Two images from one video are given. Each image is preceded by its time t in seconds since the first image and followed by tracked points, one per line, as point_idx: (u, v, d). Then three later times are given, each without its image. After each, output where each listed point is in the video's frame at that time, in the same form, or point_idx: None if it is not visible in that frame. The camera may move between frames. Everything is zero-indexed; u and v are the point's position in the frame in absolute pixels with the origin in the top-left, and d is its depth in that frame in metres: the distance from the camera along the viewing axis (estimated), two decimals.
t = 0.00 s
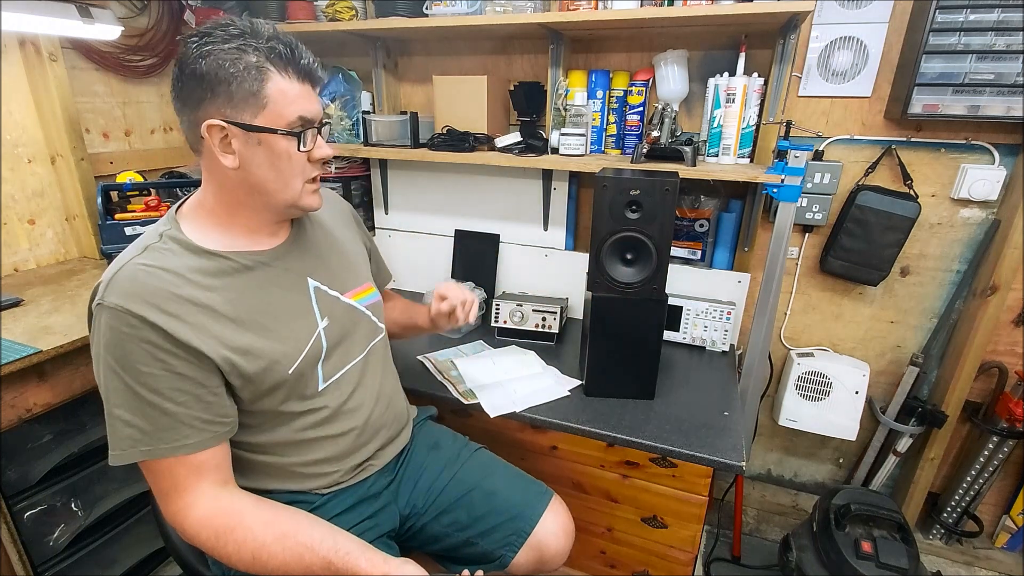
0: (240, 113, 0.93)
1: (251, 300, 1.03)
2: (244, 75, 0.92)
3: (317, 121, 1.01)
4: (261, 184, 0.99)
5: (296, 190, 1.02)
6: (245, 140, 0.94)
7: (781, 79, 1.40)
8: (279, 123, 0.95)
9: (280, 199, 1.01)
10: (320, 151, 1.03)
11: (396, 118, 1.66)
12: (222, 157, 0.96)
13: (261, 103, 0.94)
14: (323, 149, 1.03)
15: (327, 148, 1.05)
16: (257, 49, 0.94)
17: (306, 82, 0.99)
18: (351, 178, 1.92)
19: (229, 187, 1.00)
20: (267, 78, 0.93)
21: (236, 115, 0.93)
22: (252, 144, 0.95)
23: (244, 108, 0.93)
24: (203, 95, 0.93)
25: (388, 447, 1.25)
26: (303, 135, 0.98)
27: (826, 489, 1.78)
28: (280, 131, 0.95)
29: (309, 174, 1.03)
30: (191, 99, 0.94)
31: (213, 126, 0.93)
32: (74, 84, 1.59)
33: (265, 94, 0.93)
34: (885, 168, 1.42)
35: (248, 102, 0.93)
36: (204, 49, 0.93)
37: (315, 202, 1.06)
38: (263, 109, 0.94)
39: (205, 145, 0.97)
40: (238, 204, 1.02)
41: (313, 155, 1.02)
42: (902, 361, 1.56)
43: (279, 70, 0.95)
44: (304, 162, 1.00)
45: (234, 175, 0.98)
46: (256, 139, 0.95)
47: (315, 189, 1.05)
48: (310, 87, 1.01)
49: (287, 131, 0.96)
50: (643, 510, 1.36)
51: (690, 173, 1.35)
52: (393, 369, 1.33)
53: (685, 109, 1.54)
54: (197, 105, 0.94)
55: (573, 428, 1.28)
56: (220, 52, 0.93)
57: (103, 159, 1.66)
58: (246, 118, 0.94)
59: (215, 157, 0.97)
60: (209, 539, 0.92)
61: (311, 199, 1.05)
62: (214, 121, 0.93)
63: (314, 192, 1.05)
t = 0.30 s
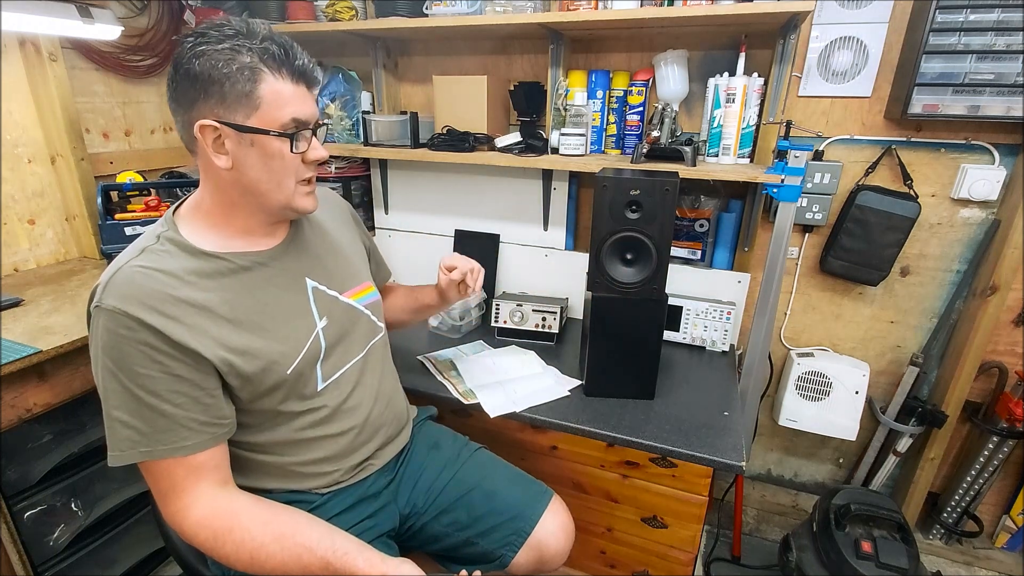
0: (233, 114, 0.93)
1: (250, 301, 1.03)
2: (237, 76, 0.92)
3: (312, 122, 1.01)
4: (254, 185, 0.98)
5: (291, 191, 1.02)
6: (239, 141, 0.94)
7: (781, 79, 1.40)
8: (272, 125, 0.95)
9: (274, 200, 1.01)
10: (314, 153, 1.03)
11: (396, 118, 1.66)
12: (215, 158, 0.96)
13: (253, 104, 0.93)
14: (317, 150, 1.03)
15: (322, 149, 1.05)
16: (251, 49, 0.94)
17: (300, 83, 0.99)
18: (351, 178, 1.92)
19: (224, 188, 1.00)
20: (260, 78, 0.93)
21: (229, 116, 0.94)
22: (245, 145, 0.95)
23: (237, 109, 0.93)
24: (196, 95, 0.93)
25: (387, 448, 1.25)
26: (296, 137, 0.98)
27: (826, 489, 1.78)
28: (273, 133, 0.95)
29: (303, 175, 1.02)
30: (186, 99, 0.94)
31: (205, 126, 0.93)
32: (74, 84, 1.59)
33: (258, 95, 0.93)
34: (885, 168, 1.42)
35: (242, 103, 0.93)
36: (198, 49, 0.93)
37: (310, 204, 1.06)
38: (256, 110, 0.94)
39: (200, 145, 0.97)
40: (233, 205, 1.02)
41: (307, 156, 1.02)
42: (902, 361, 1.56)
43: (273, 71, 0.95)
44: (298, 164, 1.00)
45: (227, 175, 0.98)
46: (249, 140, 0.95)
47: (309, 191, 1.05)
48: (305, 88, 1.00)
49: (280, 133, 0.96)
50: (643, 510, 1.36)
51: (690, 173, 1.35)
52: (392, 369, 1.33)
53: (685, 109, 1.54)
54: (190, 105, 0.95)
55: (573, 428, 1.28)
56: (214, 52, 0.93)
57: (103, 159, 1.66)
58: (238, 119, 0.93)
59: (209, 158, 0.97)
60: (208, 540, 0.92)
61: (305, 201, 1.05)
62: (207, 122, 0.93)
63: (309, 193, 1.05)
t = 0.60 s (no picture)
0: (233, 113, 0.93)
1: (250, 301, 1.03)
2: (238, 75, 0.92)
3: (312, 122, 1.01)
4: (254, 184, 0.98)
5: (291, 191, 1.01)
6: (238, 140, 0.94)
7: (781, 79, 1.40)
8: (271, 124, 0.95)
9: (274, 199, 1.01)
10: (314, 153, 1.03)
11: (396, 118, 1.66)
12: (216, 157, 0.97)
13: (253, 103, 0.93)
14: (318, 151, 1.03)
15: (321, 150, 1.04)
16: (251, 49, 0.94)
17: (301, 83, 0.99)
18: (351, 178, 1.92)
19: (224, 187, 1.00)
20: (260, 78, 0.93)
21: (230, 115, 0.94)
22: (244, 144, 0.95)
23: (237, 108, 0.93)
24: (196, 95, 0.94)
25: (387, 447, 1.26)
26: (296, 136, 0.98)
27: (826, 489, 1.78)
28: (273, 132, 0.95)
29: (303, 175, 1.02)
30: (186, 99, 0.95)
31: (206, 125, 0.93)
32: (74, 84, 1.59)
33: (258, 94, 0.93)
34: (885, 168, 1.42)
35: (241, 102, 0.93)
36: (199, 49, 0.93)
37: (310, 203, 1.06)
38: (256, 109, 0.94)
39: (200, 144, 0.98)
40: (233, 205, 1.02)
41: (308, 156, 1.01)
42: (902, 361, 1.56)
43: (273, 71, 0.95)
44: (298, 163, 1.00)
45: (227, 175, 0.98)
46: (249, 140, 0.94)
47: (309, 191, 1.05)
48: (306, 88, 1.00)
49: (280, 132, 0.96)
50: (643, 510, 1.36)
51: (690, 173, 1.35)
52: (392, 369, 1.33)
53: (685, 109, 1.54)
54: (190, 105, 0.95)
55: (573, 428, 1.28)
56: (214, 52, 0.93)
57: (103, 159, 1.66)
58: (238, 118, 0.93)
59: (209, 157, 0.97)
60: (207, 539, 0.92)
61: (305, 201, 1.04)
62: (207, 121, 0.93)
63: (309, 193, 1.05)
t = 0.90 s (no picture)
0: (231, 112, 0.93)
1: (250, 301, 1.03)
2: (235, 75, 0.92)
3: (311, 123, 1.00)
4: (252, 184, 0.98)
5: (289, 192, 1.01)
6: (235, 139, 0.94)
7: (781, 79, 1.40)
8: (268, 124, 0.95)
9: (272, 200, 1.00)
10: (313, 154, 1.02)
11: (396, 118, 1.66)
12: (214, 156, 0.97)
13: (250, 103, 0.93)
14: (317, 152, 1.02)
15: (320, 151, 1.04)
16: (250, 49, 0.94)
17: (299, 82, 0.98)
18: (351, 178, 1.92)
19: (223, 187, 1.00)
20: (257, 78, 0.93)
21: (227, 115, 0.93)
22: (241, 144, 0.95)
23: (234, 108, 0.93)
24: (195, 94, 0.94)
25: (387, 448, 1.25)
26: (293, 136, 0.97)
27: (826, 489, 1.78)
28: (269, 132, 0.95)
29: (302, 176, 1.01)
30: (186, 99, 0.95)
31: (204, 124, 0.93)
32: (73, 84, 1.58)
33: (255, 94, 0.93)
34: (885, 168, 1.42)
35: (239, 101, 0.93)
36: (199, 48, 0.94)
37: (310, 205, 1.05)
38: (253, 108, 0.93)
39: (199, 144, 0.98)
40: (232, 205, 1.02)
41: (306, 157, 1.01)
42: (903, 361, 1.56)
43: (270, 70, 0.94)
44: (296, 164, 0.99)
45: (226, 174, 0.98)
46: (246, 139, 0.94)
47: (308, 192, 1.04)
48: (304, 88, 0.99)
49: (276, 132, 0.95)
50: (643, 510, 1.36)
51: (690, 173, 1.35)
52: (393, 369, 1.33)
53: (685, 109, 1.54)
54: (190, 104, 0.95)
55: (573, 428, 1.28)
56: (213, 52, 0.93)
57: (103, 159, 1.66)
58: (236, 117, 0.93)
59: (208, 157, 0.97)
60: (208, 539, 0.92)
61: (304, 203, 1.04)
62: (204, 120, 0.93)
63: (308, 195, 1.04)
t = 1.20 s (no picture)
0: (224, 109, 0.93)
1: (249, 300, 1.03)
2: (230, 72, 0.92)
3: (305, 123, 0.98)
4: (243, 182, 0.98)
5: (280, 192, 0.99)
6: (228, 136, 0.94)
7: (781, 79, 1.40)
8: (259, 122, 0.94)
9: (263, 199, 0.99)
10: (307, 155, 1.00)
11: (396, 118, 1.66)
12: (209, 152, 0.97)
13: (242, 100, 0.92)
14: (310, 154, 1.00)
15: (315, 153, 1.02)
16: (247, 48, 0.94)
17: (294, 82, 0.97)
18: (351, 178, 1.92)
19: (220, 185, 1.00)
20: (251, 76, 0.92)
21: (221, 112, 0.93)
22: (233, 141, 0.94)
23: (227, 105, 0.92)
24: (193, 91, 0.94)
25: (387, 447, 1.25)
26: (284, 136, 0.96)
27: (826, 489, 1.78)
28: (259, 130, 0.93)
29: (294, 176, 1.00)
30: (185, 96, 0.96)
31: (198, 120, 0.94)
32: (74, 84, 1.59)
33: (247, 92, 0.92)
34: (885, 168, 1.42)
35: (231, 98, 0.92)
36: (200, 46, 0.94)
37: (303, 207, 1.03)
38: (245, 106, 0.93)
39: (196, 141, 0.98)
40: (230, 203, 1.02)
41: (299, 158, 0.99)
42: (903, 361, 1.56)
43: (263, 68, 0.93)
44: (287, 164, 0.98)
45: (221, 171, 0.98)
46: (237, 137, 0.94)
47: (301, 194, 1.02)
48: (300, 87, 0.98)
49: (266, 130, 0.94)
50: (643, 510, 1.36)
51: (690, 173, 1.35)
52: (393, 368, 1.33)
53: (685, 109, 1.54)
54: (188, 101, 0.95)
55: (573, 427, 1.28)
56: (211, 51, 0.93)
57: (103, 159, 1.66)
58: (228, 115, 0.93)
59: (204, 153, 0.98)
60: (208, 538, 0.92)
61: (296, 204, 1.02)
62: (198, 116, 0.93)
63: (300, 197, 1.02)
